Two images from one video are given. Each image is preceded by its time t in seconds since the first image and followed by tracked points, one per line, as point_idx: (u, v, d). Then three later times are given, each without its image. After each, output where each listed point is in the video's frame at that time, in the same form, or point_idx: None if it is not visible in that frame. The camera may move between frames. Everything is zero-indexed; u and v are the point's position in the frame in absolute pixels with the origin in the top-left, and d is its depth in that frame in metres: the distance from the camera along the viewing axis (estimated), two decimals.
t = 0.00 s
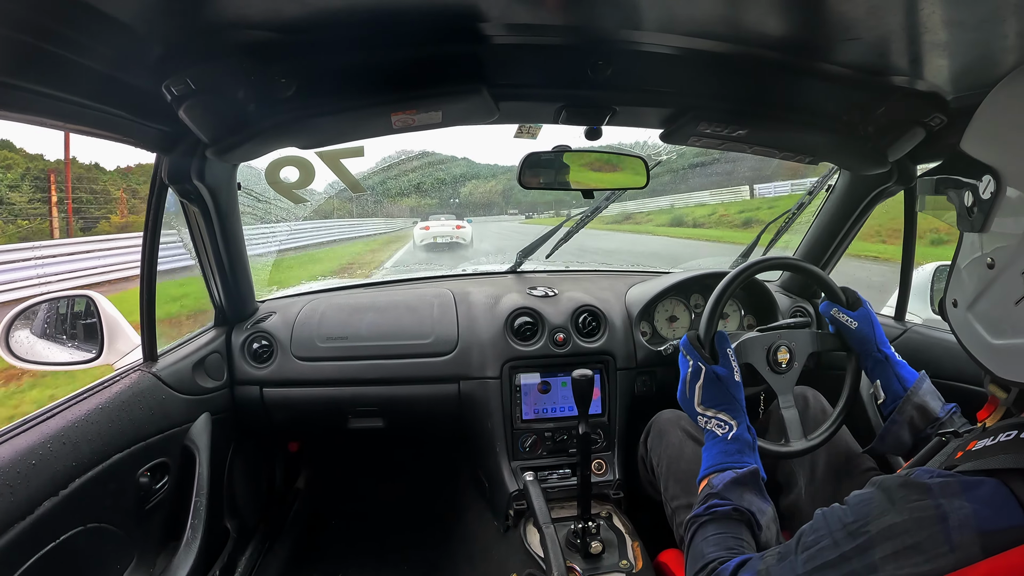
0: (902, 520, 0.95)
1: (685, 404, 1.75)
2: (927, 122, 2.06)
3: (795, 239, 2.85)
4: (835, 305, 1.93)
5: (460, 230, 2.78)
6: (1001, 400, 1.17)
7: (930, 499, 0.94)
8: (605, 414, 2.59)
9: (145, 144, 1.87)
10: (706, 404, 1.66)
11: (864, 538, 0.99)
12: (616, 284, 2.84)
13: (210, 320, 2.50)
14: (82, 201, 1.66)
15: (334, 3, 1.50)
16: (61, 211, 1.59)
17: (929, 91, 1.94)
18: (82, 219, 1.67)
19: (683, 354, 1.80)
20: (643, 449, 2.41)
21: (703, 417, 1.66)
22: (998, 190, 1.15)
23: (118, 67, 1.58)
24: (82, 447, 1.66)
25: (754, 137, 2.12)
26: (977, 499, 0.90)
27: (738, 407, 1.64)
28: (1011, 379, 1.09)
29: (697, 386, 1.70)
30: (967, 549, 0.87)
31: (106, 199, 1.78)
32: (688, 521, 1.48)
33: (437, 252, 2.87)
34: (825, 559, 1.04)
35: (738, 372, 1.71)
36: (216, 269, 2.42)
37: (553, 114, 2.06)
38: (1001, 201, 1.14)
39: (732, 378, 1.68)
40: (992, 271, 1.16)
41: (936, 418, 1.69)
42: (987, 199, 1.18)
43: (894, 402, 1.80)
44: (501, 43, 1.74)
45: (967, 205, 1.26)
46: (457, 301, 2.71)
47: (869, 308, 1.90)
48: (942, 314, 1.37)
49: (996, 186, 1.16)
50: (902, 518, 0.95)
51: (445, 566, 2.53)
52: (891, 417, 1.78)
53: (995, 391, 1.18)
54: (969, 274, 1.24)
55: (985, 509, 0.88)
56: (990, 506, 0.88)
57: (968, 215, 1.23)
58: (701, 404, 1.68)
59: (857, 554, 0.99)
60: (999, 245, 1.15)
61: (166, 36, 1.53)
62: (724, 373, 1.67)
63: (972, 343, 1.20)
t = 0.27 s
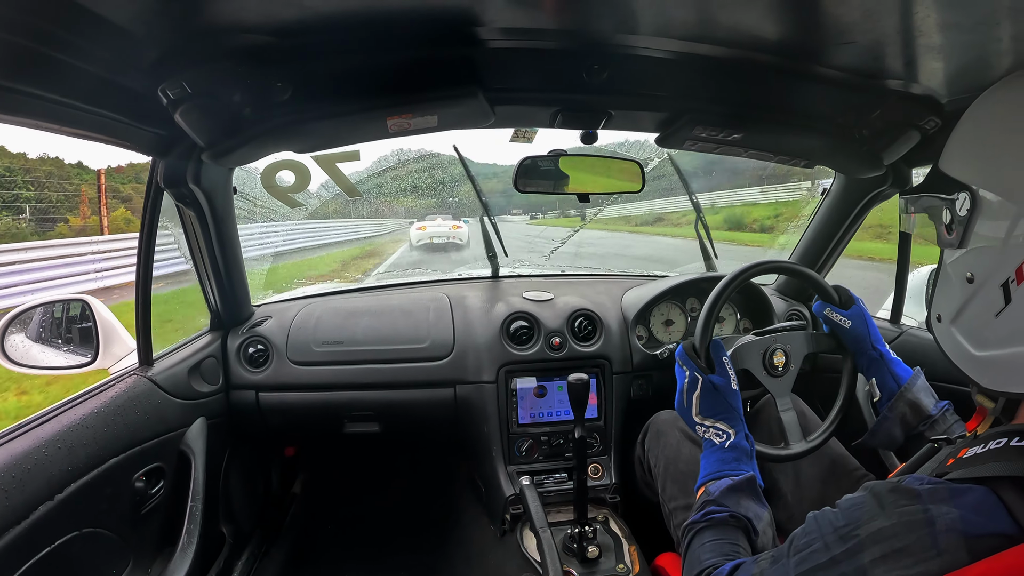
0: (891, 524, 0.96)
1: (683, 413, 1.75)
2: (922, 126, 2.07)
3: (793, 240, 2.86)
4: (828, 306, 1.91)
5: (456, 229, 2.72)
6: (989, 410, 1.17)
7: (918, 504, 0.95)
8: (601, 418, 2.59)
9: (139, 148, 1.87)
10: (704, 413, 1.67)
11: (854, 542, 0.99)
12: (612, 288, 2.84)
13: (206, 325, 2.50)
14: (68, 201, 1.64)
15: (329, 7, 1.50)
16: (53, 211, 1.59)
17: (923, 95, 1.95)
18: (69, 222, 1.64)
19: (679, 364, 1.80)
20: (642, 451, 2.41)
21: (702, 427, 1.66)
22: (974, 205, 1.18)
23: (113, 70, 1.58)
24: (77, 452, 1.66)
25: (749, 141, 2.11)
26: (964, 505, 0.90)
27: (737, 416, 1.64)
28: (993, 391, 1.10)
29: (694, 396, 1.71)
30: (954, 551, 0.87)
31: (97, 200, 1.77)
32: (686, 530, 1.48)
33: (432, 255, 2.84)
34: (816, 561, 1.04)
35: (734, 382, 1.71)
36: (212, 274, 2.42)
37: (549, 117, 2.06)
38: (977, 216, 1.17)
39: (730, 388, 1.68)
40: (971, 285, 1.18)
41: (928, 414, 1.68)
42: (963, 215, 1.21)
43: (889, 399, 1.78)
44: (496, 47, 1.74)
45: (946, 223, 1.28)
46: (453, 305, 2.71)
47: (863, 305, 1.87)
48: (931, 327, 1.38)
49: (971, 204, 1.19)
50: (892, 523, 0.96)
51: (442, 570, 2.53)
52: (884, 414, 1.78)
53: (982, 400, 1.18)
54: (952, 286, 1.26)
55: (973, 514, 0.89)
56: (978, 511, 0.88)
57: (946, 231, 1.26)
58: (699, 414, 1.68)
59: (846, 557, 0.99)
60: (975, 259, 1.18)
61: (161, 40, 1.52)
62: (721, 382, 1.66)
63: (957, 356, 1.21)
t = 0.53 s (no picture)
0: (884, 522, 0.96)
1: (671, 398, 1.74)
2: (912, 127, 2.09)
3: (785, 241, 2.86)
4: (824, 313, 1.92)
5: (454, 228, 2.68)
6: (983, 410, 1.18)
7: (911, 503, 0.95)
8: (593, 420, 2.59)
9: (131, 149, 1.86)
10: (692, 399, 1.66)
11: (846, 538, 0.99)
12: (605, 290, 2.85)
13: (197, 327, 2.48)
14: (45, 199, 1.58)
15: (323, 9, 1.50)
16: (23, 209, 1.53)
17: (914, 96, 1.97)
18: (21, 225, 1.52)
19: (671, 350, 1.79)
20: (637, 449, 2.42)
21: (688, 413, 1.65)
22: (971, 208, 1.18)
23: (104, 71, 1.57)
24: (70, 455, 1.65)
25: (740, 144, 2.10)
26: (956, 504, 0.91)
27: (724, 405, 1.65)
28: (988, 391, 1.10)
29: (685, 379, 1.70)
30: (946, 549, 0.88)
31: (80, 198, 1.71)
32: (672, 517, 1.47)
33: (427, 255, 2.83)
34: (808, 557, 1.03)
35: (724, 370, 1.73)
36: (204, 276, 2.41)
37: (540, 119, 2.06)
38: (975, 218, 1.17)
39: (719, 375, 1.70)
40: (967, 287, 1.19)
41: (917, 423, 1.72)
42: (960, 217, 1.21)
43: (879, 407, 1.82)
44: (489, 49, 1.74)
45: (942, 224, 1.28)
46: (445, 307, 2.71)
47: (858, 316, 1.89)
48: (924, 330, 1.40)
49: (969, 206, 1.19)
50: (885, 521, 0.96)
51: (435, 572, 2.53)
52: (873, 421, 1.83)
53: (977, 400, 1.19)
54: (947, 288, 1.27)
55: (964, 513, 0.89)
56: (969, 510, 0.89)
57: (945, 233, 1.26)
58: (687, 400, 1.67)
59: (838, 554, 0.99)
60: (972, 261, 1.18)
61: (153, 40, 1.52)
62: (713, 369, 1.68)
63: (953, 356, 1.22)
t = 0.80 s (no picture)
0: (881, 524, 0.96)
1: (672, 404, 1.75)
2: (912, 126, 2.09)
3: (784, 240, 2.86)
4: (821, 308, 1.93)
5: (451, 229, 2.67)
6: (983, 409, 1.19)
7: (908, 504, 0.95)
8: (593, 419, 2.59)
9: (130, 148, 1.86)
10: (693, 404, 1.67)
11: (844, 540, 0.99)
12: (604, 289, 2.85)
13: (197, 326, 2.48)
14: (8, 194, 1.51)
15: (322, 8, 1.50)
16: None
17: (913, 95, 1.97)
18: None
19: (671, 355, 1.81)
20: (637, 447, 2.42)
21: (689, 418, 1.66)
22: (975, 208, 1.19)
23: (103, 70, 1.57)
24: (69, 454, 1.65)
25: (740, 142, 2.09)
26: (954, 505, 0.91)
27: (725, 410, 1.65)
28: (987, 390, 1.10)
29: (685, 386, 1.70)
30: (945, 551, 0.87)
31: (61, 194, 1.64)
32: (670, 521, 1.47)
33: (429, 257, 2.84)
34: (804, 558, 1.03)
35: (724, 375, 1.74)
36: (204, 275, 2.41)
37: (540, 118, 2.05)
38: (978, 218, 1.18)
39: (719, 380, 1.71)
40: (969, 287, 1.20)
41: (917, 416, 1.70)
42: (964, 216, 1.21)
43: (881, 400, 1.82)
44: (488, 48, 1.74)
45: (946, 223, 1.29)
46: (445, 306, 2.71)
47: (855, 310, 1.90)
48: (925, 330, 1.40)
49: (973, 206, 1.19)
50: (881, 522, 0.96)
51: (434, 571, 2.52)
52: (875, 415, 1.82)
53: (977, 399, 1.21)
54: (949, 288, 1.27)
55: (961, 515, 0.90)
56: (966, 512, 0.89)
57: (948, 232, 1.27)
58: (687, 405, 1.68)
59: (835, 555, 0.99)
60: (974, 261, 1.18)
61: (152, 39, 1.52)
62: (712, 374, 1.69)
63: (953, 355, 1.22)
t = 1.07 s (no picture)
0: (881, 521, 0.95)
1: (666, 388, 1.75)
2: (908, 127, 2.09)
3: (781, 241, 2.86)
4: (822, 316, 1.94)
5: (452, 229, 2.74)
6: (984, 408, 1.18)
7: (908, 502, 0.94)
8: (591, 420, 2.59)
9: (127, 151, 1.85)
10: (688, 390, 1.67)
11: (844, 538, 0.98)
12: (602, 290, 2.85)
13: (194, 329, 2.48)
14: None
15: (320, 10, 1.50)
16: None
17: (911, 96, 1.97)
18: None
19: (669, 341, 1.80)
20: (649, 440, 2.43)
21: (683, 404, 1.66)
22: (971, 207, 1.19)
23: (100, 72, 1.57)
24: (66, 458, 1.64)
25: (737, 144, 2.08)
26: (955, 502, 0.91)
27: (718, 399, 1.66)
28: (985, 390, 1.10)
29: (682, 370, 1.71)
30: (945, 549, 0.88)
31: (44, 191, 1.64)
32: (664, 510, 1.46)
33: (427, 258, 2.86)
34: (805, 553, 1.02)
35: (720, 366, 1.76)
36: (201, 276, 2.39)
37: (537, 120, 2.03)
38: (975, 216, 1.18)
39: (716, 371, 1.73)
40: (966, 286, 1.20)
41: (914, 423, 1.72)
42: (959, 216, 1.22)
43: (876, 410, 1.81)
44: (485, 49, 1.74)
45: (943, 223, 1.30)
46: (442, 308, 2.71)
47: (856, 319, 1.90)
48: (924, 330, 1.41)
49: (967, 206, 1.20)
50: (882, 519, 0.95)
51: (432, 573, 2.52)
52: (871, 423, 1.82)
53: (977, 397, 1.20)
54: (948, 288, 1.28)
55: (962, 512, 0.90)
56: (967, 510, 0.89)
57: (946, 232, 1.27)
58: (683, 390, 1.68)
59: (835, 552, 0.98)
60: (971, 261, 1.19)
61: (149, 41, 1.52)
62: (711, 364, 1.71)
63: (954, 355, 1.22)
